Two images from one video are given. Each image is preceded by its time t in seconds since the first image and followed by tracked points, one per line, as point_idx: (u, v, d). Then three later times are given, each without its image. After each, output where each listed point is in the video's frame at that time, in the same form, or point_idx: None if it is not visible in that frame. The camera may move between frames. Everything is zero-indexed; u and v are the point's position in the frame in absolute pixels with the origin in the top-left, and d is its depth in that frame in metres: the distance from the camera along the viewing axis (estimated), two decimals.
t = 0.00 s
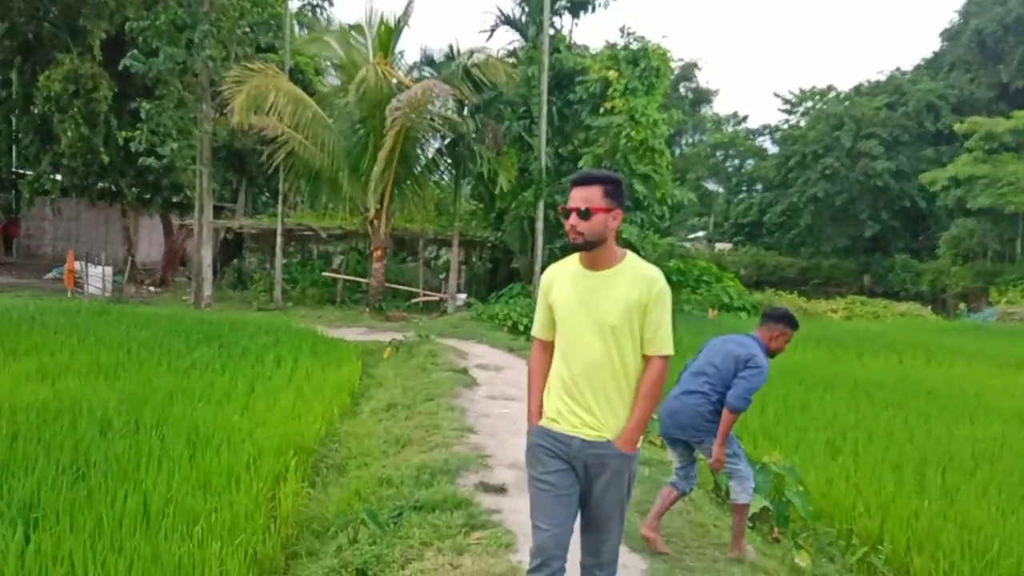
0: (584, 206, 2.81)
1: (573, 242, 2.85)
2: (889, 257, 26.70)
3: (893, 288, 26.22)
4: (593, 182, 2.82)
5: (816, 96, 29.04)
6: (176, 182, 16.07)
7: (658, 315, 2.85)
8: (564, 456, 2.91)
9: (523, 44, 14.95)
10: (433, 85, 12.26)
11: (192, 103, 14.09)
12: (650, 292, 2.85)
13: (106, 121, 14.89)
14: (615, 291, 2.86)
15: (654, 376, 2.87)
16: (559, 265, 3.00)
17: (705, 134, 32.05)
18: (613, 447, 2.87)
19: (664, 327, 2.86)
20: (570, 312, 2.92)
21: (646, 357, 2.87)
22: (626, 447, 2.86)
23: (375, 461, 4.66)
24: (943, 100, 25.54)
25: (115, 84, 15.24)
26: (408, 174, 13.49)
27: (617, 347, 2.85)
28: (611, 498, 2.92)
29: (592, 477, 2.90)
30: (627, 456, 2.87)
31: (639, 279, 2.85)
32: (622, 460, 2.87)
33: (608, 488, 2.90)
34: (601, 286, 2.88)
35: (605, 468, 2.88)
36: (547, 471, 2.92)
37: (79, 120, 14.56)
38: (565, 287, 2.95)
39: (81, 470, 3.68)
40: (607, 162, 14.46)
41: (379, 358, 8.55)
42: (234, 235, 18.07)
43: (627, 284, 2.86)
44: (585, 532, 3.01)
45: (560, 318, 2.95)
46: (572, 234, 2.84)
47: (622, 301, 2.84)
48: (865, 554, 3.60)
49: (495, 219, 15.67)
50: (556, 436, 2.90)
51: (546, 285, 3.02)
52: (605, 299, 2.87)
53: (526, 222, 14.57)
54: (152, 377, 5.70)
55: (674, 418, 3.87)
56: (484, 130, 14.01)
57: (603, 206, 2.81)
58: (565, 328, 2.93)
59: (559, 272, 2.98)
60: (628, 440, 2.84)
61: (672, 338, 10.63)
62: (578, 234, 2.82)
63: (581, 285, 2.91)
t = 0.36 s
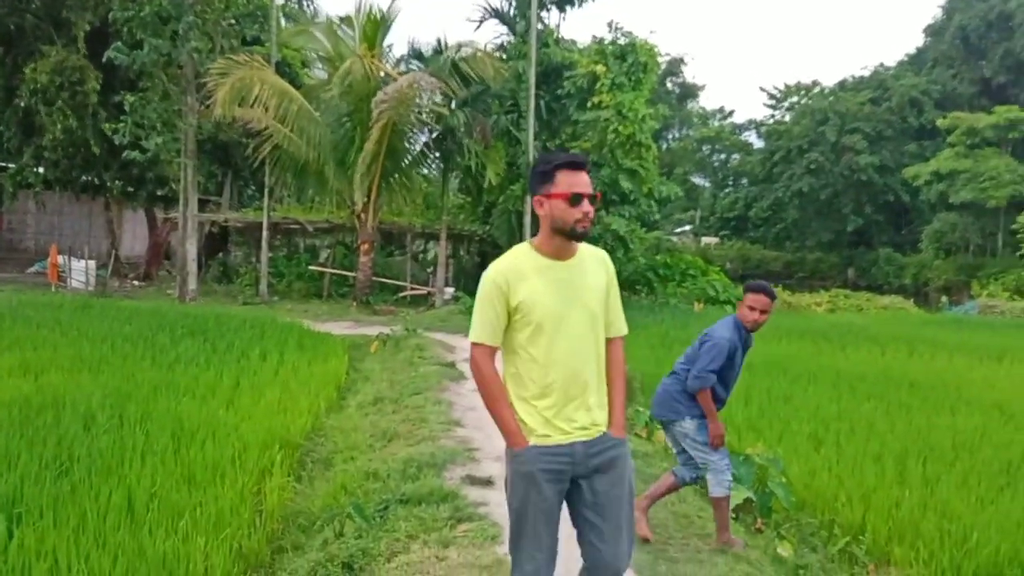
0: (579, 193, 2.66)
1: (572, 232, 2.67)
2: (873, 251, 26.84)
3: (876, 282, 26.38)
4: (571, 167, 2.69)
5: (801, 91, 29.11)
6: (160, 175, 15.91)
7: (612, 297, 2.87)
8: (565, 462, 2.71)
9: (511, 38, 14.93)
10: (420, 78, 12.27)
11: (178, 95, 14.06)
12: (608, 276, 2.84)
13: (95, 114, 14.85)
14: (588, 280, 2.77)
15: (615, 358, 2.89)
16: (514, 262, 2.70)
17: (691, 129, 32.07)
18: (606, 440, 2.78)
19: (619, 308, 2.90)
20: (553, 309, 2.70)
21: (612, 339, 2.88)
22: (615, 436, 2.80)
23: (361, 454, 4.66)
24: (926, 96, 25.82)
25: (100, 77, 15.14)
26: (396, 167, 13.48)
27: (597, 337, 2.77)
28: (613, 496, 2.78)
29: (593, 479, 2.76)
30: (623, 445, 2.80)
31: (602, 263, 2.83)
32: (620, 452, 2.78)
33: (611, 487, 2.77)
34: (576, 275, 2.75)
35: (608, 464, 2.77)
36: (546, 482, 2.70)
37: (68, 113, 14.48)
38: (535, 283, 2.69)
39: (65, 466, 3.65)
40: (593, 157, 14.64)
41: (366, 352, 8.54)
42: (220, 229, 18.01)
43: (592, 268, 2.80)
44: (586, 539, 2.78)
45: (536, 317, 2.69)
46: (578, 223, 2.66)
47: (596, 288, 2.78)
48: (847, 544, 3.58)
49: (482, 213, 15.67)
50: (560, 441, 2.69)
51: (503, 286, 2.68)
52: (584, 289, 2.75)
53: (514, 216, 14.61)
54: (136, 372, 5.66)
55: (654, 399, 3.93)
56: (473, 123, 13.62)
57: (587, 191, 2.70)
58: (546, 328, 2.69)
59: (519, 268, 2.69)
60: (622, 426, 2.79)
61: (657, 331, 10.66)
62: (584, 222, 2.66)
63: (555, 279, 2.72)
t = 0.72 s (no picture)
0: (604, 193, 2.34)
1: (591, 236, 2.34)
2: (859, 244, 26.99)
3: (863, 275, 26.52)
4: (594, 165, 2.37)
5: (791, 85, 29.15)
6: (147, 171, 15.86)
7: (622, 312, 2.50)
8: (544, 487, 2.34)
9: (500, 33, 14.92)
10: (408, 74, 12.26)
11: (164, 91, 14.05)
12: (618, 288, 2.48)
13: (83, 109, 14.78)
14: (596, 290, 2.40)
15: (616, 380, 2.51)
16: (515, 262, 2.35)
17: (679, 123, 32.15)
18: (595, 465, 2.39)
19: (628, 325, 2.52)
20: (553, 319, 2.34)
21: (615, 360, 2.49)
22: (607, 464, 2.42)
23: (343, 445, 4.68)
24: (917, 89, 26.00)
25: (88, 73, 15.08)
26: (382, 162, 13.40)
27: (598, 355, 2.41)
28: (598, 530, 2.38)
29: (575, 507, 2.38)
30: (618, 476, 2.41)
31: (612, 274, 2.46)
32: (610, 480, 2.39)
33: (595, 519, 2.36)
34: (583, 284, 2.38)
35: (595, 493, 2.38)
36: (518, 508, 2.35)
37: (55, 109, 14.41)
38: (535, 289, 2.34)
39: (49, 455, 3.66)
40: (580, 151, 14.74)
41: (351, 346, 8.56)
42: (206, 224, 17.96)
43: (601, 277, 2.43)
44: None
45: (533, 326, 2.33)
46: (601, 228, 2.34)
47: (604, 301, 2.42)
48: (821, 530, 3.65)
49: (469, 208, 15.69)
50: (543, 464, 2.32)
51: (498, 288, 2.33)
52: (590, 300, 2.39)
53: (501, 211, 14.57)
54: (120, 365, 5.67)
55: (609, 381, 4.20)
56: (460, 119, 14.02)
57: (609, 192, 2.37)
58: (543, 339, 2.33)
59: (519, 270, 2.34)
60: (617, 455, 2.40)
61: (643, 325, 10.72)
62: (604, 227, 2.34)
63: (559, 286, 2.35)
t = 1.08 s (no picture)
0: (616, 172, 2.14)
1: (606, 222, 2.14)
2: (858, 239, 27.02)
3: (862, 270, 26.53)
4: (611, 144, 2.18)
5: (790, 81, 29.12)
6: (143, 168, 15.95)
7: (662, 312, 2.27)
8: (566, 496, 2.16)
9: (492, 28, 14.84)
10: (400, 71, 12.24)
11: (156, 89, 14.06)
12: (656, 286, 2.25)
13: (75, 107, 14.79)
14: (622, 286, 2.20)
15: (653, 388, 2.28)
16: (529, 252, 2.23)
17: (678, 119, 32.18)
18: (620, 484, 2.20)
19: (668, 327, 2.27)
20: (567, 313, 2.17)
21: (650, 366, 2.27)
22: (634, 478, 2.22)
23: (332, 436, 4.73)
24: (914, 85, 25.97)
25: (81, 70, 15.11)
26: (375, 158, 13.44)
27: (625, 356, 2.21)
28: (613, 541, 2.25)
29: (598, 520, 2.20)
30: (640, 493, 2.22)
31: (644, 268, 2.24)
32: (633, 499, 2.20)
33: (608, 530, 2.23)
34: (606, 278, 2.19)
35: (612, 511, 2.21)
36: (548, 506, 2.14)
37: (47, 107, 14.39)
38: (547, 280, 2.19)
39: (40, 446, 3.71)
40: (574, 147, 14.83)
41: (344, 341, 8.61)
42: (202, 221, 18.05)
43: (632, 273, 2.22)
44: None
45: (546, 319, 2.18)
46: (616, 212, 2.14)
47: (633, 297, 2.21)
48: (799, 517, 3.71)
49: (464, 204, 15.71)
50: (561, 470, 2.15)
51: (510, 280, 2.22)
52: (613, 296, 2.19)
53: (495, 207, 14.58)
54: (112, 359, 5.72)
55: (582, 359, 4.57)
56: (452, 115, 13.97)
57: (628, 173, 2.16)
58: (555, 334, 2.18)
59: (532, 261, 2.21)
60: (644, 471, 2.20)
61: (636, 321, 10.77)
62: (618, 213, 2.14)
63: (574, 279, 2.18)
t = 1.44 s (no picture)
0: (557, 148, 2.14)
1: (554, 200, 2.14)
2: (865, 235, 27.00)
3: (868, 265, 26.52)
4: (542, 119, 2.18)
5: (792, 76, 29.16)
6: (142, 166, 16.00)
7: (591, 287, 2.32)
8: (550, 497, 2.11)
9: (489, 26, 14.99)
10: (399, 67, 12.39)
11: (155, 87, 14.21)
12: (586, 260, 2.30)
13: (74, 104, 14.90)
14: (568, 266, 2.21)
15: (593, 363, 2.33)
16: (477, 239, 2.11)
17: (682, 115, 32.24)
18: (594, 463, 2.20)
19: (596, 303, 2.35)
20: (531, 301, 2.11)
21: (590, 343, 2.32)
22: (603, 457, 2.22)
23: (322, 426, 4.83)
24: (918, 80, 26.31)
25: (80, 67, 15.23)
26: (374, 154, 13.45)
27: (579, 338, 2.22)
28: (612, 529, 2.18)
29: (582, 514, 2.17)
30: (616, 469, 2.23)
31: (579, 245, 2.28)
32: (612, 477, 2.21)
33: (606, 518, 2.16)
34: (555, 257, 2.18)
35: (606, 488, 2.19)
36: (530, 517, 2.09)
37: (46, 104, 14.50)
38: (505, 269, 2.10)
39: (33, 436, 3.83)
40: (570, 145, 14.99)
41: (341, 337, 8.72)
42: (203, 219, 18.19)
43: (571, 251, 2.24)
44: None
45: (512, 312, 2.09)
46: (560, 190, 2.15)
47: (579, 277, 2.23)
48: (768, 501, 3.80)
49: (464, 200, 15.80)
50: (541, 470, 2.10)
51: (465, 270, 2.08)
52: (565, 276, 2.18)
53: (494, 205, 14.67)
54: (109, 355, 5.84)
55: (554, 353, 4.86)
56: (450, 112, 14.20)
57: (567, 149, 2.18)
58: (522, 324, 2.10)
59: (486, 249, 2.10)
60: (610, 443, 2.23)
61: (631, 319, 10.88)
62: (566, 187, 2.15)
63: (532, 264, 2.13)
